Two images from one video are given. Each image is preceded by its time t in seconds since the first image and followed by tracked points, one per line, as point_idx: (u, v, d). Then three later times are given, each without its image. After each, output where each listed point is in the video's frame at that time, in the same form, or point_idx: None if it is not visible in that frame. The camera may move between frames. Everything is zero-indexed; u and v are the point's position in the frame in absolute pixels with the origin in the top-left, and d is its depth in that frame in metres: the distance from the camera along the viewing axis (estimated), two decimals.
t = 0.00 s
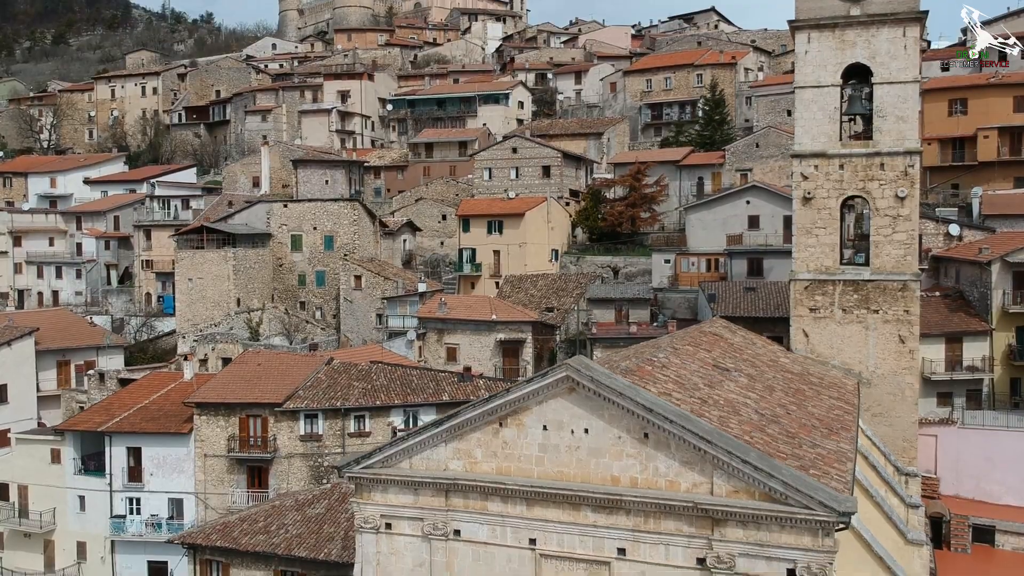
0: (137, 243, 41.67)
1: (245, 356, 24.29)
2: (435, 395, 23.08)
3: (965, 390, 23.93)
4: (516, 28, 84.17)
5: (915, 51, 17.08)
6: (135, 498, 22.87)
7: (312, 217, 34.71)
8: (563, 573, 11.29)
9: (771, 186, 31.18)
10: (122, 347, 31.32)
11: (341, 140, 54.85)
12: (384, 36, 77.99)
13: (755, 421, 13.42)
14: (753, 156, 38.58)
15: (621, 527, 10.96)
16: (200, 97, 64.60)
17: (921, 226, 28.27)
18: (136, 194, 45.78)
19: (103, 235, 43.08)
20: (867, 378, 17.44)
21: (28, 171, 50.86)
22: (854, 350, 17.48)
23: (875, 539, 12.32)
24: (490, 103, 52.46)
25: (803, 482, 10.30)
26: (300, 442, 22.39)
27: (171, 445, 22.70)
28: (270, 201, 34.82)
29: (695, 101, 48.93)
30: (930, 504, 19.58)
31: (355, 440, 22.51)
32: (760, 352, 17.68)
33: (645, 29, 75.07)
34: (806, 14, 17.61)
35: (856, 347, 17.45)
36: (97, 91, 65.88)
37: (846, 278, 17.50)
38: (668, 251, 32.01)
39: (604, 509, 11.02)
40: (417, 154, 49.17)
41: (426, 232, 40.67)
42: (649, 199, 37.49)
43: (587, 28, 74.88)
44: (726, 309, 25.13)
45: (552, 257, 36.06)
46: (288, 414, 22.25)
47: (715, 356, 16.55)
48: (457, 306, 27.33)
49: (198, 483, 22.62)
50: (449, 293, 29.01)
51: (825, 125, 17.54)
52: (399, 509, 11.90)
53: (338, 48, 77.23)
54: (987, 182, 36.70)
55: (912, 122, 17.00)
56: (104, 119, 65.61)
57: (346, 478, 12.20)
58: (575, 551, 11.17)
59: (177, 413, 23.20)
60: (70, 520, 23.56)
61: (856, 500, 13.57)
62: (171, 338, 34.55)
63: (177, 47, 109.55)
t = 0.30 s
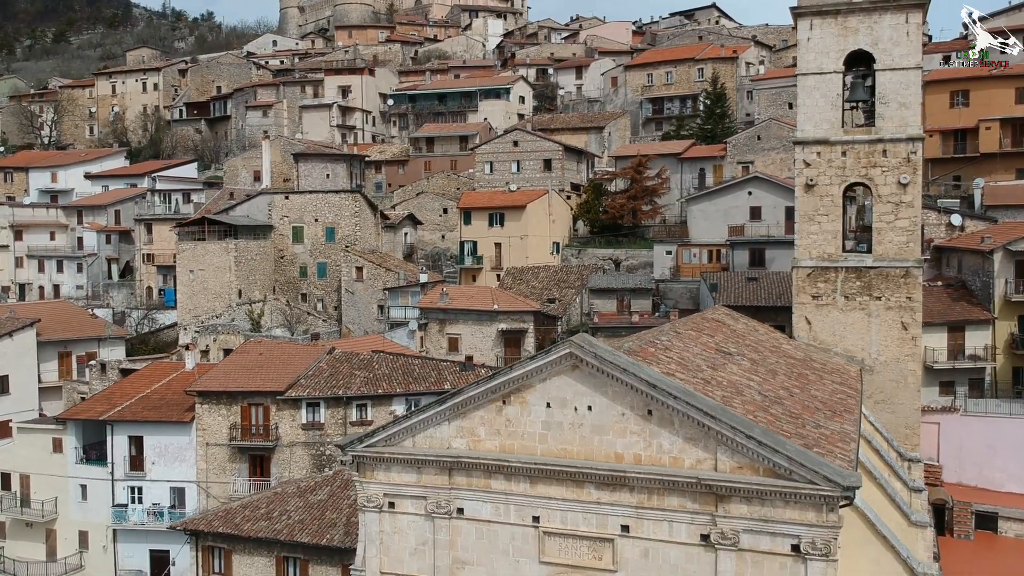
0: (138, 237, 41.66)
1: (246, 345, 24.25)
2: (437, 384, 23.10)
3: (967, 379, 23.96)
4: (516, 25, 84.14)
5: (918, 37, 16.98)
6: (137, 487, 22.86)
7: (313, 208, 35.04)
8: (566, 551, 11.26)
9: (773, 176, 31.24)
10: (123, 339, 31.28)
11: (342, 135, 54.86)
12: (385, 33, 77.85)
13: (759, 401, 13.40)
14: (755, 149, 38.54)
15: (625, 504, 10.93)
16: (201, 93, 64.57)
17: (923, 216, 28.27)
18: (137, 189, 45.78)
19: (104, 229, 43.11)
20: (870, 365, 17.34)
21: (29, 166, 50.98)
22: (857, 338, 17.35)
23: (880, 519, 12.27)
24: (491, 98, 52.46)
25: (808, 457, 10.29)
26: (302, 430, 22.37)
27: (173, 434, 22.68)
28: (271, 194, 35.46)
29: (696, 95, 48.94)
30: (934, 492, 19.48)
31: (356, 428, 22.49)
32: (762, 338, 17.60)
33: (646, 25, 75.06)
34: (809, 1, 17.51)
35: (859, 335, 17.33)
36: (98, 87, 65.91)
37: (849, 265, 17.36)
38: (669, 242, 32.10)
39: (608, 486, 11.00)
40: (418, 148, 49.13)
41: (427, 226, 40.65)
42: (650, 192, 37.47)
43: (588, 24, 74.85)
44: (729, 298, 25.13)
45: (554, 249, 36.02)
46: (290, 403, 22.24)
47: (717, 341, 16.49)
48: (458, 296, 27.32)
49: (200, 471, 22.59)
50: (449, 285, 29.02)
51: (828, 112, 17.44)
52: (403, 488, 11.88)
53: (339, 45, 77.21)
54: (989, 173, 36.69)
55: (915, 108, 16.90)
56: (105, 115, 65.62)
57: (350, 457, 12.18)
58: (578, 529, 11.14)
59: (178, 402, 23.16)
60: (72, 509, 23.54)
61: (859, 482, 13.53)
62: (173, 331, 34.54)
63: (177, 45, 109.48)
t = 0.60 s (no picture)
0: (139, 234, 41.64)
1: (247, 338, 24.19)
2: (439, 375, 23.07)
3: (970, 370, 23.95)
4: (517, 24, 84.13)
5: (919, 26, 16.86)
6: (138, 479, 22.82)
7: (313, 203, 35.54)
8: (568, 532, 11.23)
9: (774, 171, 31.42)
10: (124, 334, 31.25)
11: (343, 132, 54.86)
12: (386, 32, 77.83)
13: (762, 385, 13.38)
14: (756, 144, 38.57)
15: (627, 484, 10.89)
16: (202, 91, 64.54)
17: (925, 209, 28.25)
18: (138, 185, 45.77)
19: (105, 226, 43.12)
20: (872, 355, 17.21)
21: (30, 163, 51.02)
22: (859, 328, 17.22)
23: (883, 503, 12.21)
24: (492, 95, 52.47)
25: (811, 436, 10.25)
26: (303, 422, 22.32)
27: (174, 426, 22.63)
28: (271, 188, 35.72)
29: (697, 92, 48.93)
30: (935, 482, 19.56)
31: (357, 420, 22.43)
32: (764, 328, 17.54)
33: (647, 23, 75.09)
34: None
35: (861, 325, 17.20)
36: (99, 85, 65.96)
37: (851, 255, 17.24)
38: (671, 237, 31.91)
39: (610, 466, 10.97)
40: (419, 145, 49.08)
41: (428, 222, 40.64)
42: (652, 187, 37.57)
43: (589, 22, 74.85)
44: (731, 291, 25.12)
45: (556, 245, 36.00)
46: (291, 394, 22.20)
47: (719, 329, 16.43)
48: (459, 290, 27.32)
49: (202, 463, 22.57)
50: (451, 278, 29.02)
51: (829, 102, 17.32)
52: (405, 470, 11.86)
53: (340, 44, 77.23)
54: (991, 168, 36.69)
55: (917, 97, 16.78)
56: (107, 113, 65.64)
57: (351, 440, 12.15)
58: (581, 510, 11.12)
59: (180, 394, 23.09)
60: (73, 501, 23.55)
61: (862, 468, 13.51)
62: (174, 326, 34.54)
63: (178, 45, 109.44)
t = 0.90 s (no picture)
0: (140, 227, 41.54)
1: (249, 328, 24.17)
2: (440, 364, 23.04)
3: (971, 360, 23.94)
4: (518, 21, 84.15)
5: (921, 13, 16.64)
6: (139, 468, 22.79)
7: (313, 195, 36.07)
8: (571, 510, 11.23)
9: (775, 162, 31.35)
10: (125, 325, 31.24)
11: (344, 128, 54.90)
12: (387, 28, 77.70)
13: (764, 365, 13.37)
14: (757, 136, 38.57)
15: (630, 462, 10.89)
16: (203, 87, 64.53)
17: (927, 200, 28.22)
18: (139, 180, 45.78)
19: (106, 220, 43.23)
20: (873, 342, 17.02)
21: (32, 158, 51.06)
22: (860, 315, 17.03)
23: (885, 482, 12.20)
24: (493, 90, 52.48)
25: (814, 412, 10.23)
26: (304, 411, 22.32)
27: (175, 415, 22.64)
28: (273, 179, 36.14)
29: (698, 87, 48.91)
30: (938, 469, 19.46)
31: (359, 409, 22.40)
32: (766, 315, 17.50)
33: (648, 19, 75.14)
34: None
35: (863, 312, 17.01)
36: (100, 81, 66.02)
37: (853, 242, 17.08)
38: (672, 228, 32.19)
39: (613, 444, 10.97)
40: (419, 140, 49.07)
41: (429, 216, 40.66)
42: (653, 179, 37.63)
43: (590, 18, 74.90)
44: (732, 280, 25.15)
45: (557, 238, 36.11)
46: (292, 383, 22.18)
47: (721, 314, 16.38)
48: (461, 280, 27.34)
49: (204, 452, 22.58)
50: (452, 269, 29.05)
51: (831, 89, 17.12)
52: (408, 450, 11.86)
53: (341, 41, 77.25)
54: (993, 160, 36.90)
55: (918, 84, 16.56)
56: (108, 109, 65.71)
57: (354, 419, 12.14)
58: (583, 487, 11.12)
59: (181, 383, 23.09)
60: (75, 491, 23.56)
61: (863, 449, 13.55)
62: (175, 318, 34.57)
63: (179, 42, 109.43)
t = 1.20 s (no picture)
0: (141, 223, 41.37)
1: (250, 319, 24.09)
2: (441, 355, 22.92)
3: (972, 351, 23.95)
4: (518, 18, 84.23)
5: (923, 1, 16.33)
6: (139, 458, 22.81)
7: (314, 189, 36.37)
8: (571, 490, 11.22)
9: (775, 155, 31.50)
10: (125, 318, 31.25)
11: (345, 124, 54.91)
12: (387, 27, 77.65)
13: (766, 349, 13.23)
14: (758, 131, 38.61)
15: (631, 441, 10.88)
16: (203, 85, 64.50)
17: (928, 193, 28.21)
18: (139, 176, 45.76)
19: (107, 215, 43.30)
20: (874, 332, 16.61)
21: (33, 154, 51.12)
22: (861, 305, 16.64)
23: (887, 464, 12.19)
24: (494, 86, 52.47)
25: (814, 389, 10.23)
26: (305, 401, 22.20)
27: (176, 405, 22.62)
28: (274, 173, 36.57)
29: (699, 83, 48.94)
30: (938, 458, 19.30)
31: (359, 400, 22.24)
32: (767, 304, 17.35)
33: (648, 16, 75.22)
34: None
35: (864, 302, 16.62)
36: (101, 79, 66.01)
37: (853, 232, 16.70)
38: (673, 221, 32.33)
39: (613, 423, 10.96)
40: (420, 136, 49.03)
41: (430, 211, 40.64)
42: (654, 173, 37.64)
43: (590, 16, 74.98)
44: (734, 271, 25.15)
45: (557, 232, 36.06)
46: (293, 373, 22.09)
47: (722, 302, 16.24)
48: (462, 272, 27.35)
49: (204, 442, 22.55)
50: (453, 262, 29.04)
51: (831, 78, 16.82)
52: (408, 431, 11.85)
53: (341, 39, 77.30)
54: (994, 153, 37.05)
55: (920, 73, 16.24)
56: (108, 106, 65.70)
57: (354, 401, 12.13)
58: (584, 467, 11.11)
59: (181, 374, 23.06)
60: (74, 481, 23.57)
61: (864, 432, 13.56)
62: (175, 313, 34.55)
63: (179, 41, 109.50)
